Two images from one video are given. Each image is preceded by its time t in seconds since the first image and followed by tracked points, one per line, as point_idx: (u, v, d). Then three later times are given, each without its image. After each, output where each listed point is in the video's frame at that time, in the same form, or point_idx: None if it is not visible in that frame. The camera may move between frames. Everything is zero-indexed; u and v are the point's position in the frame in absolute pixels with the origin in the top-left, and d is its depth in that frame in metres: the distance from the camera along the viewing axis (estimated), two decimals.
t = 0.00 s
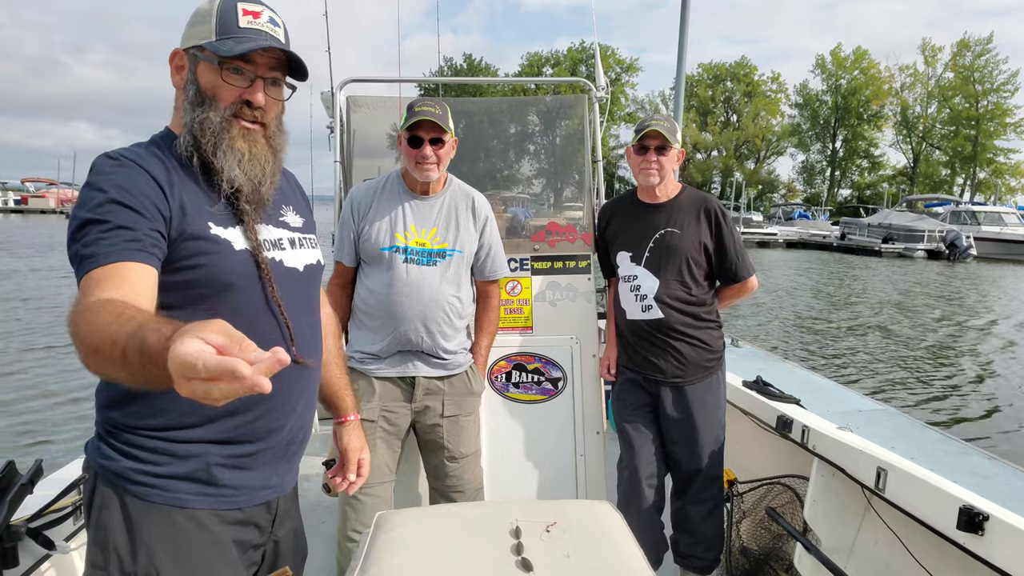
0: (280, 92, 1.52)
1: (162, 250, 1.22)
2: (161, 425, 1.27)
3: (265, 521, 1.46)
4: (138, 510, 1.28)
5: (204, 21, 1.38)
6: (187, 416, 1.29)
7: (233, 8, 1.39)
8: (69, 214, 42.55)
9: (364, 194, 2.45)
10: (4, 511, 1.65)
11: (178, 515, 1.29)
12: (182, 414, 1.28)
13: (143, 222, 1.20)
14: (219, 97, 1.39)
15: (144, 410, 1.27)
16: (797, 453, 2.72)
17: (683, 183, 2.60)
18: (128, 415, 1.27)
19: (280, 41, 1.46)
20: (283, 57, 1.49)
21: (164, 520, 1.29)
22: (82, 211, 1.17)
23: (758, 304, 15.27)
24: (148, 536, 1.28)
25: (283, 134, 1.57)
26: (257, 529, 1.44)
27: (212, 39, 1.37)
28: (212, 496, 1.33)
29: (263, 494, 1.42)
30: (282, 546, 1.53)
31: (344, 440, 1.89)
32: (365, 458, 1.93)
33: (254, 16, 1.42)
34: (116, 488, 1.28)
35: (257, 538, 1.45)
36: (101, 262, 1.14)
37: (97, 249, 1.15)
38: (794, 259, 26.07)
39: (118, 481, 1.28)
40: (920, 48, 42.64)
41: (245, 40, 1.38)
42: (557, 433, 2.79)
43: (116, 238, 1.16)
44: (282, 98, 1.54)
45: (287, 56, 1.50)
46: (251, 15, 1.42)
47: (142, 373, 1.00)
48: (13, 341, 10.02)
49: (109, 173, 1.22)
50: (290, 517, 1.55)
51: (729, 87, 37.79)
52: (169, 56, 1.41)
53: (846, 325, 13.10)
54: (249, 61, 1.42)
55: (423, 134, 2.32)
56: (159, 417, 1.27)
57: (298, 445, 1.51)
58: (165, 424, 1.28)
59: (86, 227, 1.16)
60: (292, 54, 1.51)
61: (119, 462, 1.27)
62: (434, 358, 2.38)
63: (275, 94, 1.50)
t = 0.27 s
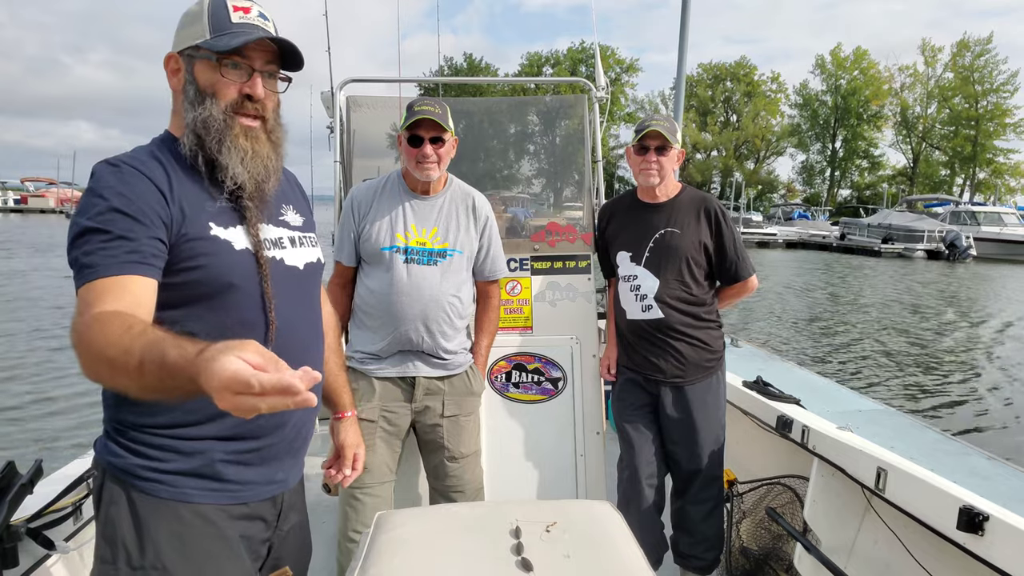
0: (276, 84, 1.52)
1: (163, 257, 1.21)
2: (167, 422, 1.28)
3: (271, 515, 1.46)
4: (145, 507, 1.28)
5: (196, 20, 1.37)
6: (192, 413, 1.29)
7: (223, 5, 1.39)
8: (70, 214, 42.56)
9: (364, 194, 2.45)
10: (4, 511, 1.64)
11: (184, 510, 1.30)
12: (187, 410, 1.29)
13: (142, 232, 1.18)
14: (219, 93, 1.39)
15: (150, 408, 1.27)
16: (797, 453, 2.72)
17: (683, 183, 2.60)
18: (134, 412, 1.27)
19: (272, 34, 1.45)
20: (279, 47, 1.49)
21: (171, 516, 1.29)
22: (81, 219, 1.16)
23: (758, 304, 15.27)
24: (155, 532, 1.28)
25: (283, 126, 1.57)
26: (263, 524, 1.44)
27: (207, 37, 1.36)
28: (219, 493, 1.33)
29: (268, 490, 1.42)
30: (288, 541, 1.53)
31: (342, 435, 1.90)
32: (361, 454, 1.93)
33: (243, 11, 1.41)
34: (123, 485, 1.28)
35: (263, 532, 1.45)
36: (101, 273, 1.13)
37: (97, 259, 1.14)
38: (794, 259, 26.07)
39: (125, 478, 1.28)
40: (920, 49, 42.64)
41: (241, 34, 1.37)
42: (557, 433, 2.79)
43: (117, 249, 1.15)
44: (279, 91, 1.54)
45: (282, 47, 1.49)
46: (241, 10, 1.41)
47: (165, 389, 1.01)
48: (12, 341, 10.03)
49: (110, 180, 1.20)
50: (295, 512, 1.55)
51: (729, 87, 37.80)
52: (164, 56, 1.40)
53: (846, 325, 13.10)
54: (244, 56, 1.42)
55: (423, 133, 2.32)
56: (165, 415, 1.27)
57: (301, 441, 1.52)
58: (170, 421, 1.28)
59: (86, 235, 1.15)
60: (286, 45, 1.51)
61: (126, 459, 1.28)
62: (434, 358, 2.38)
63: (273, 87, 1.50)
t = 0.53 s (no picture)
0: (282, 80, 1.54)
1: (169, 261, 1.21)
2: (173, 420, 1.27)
3: (277, 512, 1.46)
4: (153, 505, 1.28)
5: (208, 16, 1.37)
6: (198, 410, 1.29)
7: (235, 4, 1.40)
8: (70, 214, 42.59)
9: (365, 194, 2.45)
10: (4, 511, 1.64)
11: (192, 508, 1.30)
12: (193, 408, 1.28)
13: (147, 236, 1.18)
14: (232, 84, 1.38)
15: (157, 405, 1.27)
16: (797, 453, 2.72)
17: (683, 183, 2.60)
18: (141, 410, 1.27)
19: (282, 28, 1.47)
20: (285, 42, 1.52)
21: (179, 514, 1.29)
22: (85, 227, 1.16)
23: (758, 304, 15.27)
24: (164, 530, 1.28)
25: (285, 123, 1.58)
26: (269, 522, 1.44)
27: (221, 30, 1.36)
28: (228, 489, 1.33)
29: (275, 487, 1.42)
30: (292, 537, 1.53)
31: (351, 428, 1.91)
32: (372, 445, 1.94)
33: (254, 11, 1.44)
34: (131, 483, 1.28)
35: (269, 530, 1.45)
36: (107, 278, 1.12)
37: (102, 266, 1.13)
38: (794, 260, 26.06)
39: (132, 476, 1.28)
40: (921, 49, 42.60)
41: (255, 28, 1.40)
42: (557, 433, 2.79)
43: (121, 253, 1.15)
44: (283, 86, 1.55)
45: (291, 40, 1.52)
46: (252, 10, 1.44)
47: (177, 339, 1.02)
48: (13, 341, 10.05)
49: (112, 185, 1.20)
50: (300, 508, 1.55)
51: (730, 88, 37.80)
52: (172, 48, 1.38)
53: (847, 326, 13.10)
54: (256, 49, 1.43)
55: (423, 133, 2.32)
56: (173, 412, 1.27)
57: (307, 438, 1.51)
58: (177, 419, 1.27)
59: (90, 243, 1.15)
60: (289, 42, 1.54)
61: (133, 457, 1.28)
62: (434, 358, 2.38)
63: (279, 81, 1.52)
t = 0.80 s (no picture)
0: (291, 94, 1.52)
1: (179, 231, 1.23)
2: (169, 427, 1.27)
3: (274, 516, 1.46)
4: (150, 508, 1.28)
5: (220, 22, 1.36)
6: (195, 415, 1.28)
7: (246, 11, 1.39)
8: (70, 213, 42.59)
9: (364, 194, 2.45)
10: (4, 511, 1.64)
11: (188, 512, 1.30)
12: (190, 412, 1.28)
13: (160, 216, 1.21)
14: (236, 98, 1.37)
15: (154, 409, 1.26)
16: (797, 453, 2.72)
17: (683, 183, 2.60)
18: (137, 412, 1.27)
19: (292, 46, 1.45)
20: (296, 59, 1.50)
21: (176, 518, 1.29)
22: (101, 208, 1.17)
23: (758, 304, 15.27)
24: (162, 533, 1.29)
25: (289, 135, 1.55)
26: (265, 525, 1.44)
27: (233, 43, 1.35)
28: (227, 492, 1.34)
29: (272, 490, 1.43)
30: (289, 541, 1.53)
31: (373, 423, 1.83)
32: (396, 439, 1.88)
33: (267, 21, 1.42)
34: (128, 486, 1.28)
35: (265, 533, 1.45)
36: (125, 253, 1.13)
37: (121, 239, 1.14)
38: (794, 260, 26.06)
39: (129, 479, 1.28)
40: (922, 50, 42.60)
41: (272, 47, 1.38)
42: (557, 433, 2.79)
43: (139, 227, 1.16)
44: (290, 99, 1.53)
45: (299, 58, 1.50)
46: (264, 18, 1.42)
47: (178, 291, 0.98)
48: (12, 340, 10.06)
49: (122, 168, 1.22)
50: (297, 511, 1.55)
51: (730, 88, 37.80)
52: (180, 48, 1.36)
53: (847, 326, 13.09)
54: (265, 65, 1.40)
55: (423, 133, 2.32)
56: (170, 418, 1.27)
57: (304, 440, 1.51)
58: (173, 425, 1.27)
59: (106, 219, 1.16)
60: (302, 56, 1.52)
61: (129, 461, 1.28)
62: (434, 358, 2.38)
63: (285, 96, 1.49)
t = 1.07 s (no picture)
0: (268, 68, 1.47)
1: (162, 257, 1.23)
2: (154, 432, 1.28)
3: (260, 528, 1.45)
4: (132, 512, 1.28)
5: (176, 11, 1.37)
6: (181, 420, 1.29)
7: None
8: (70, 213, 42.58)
9: (364, 194, 2.44)
10: (4, 510, 1.64)
11: (170, 517, 1.30)
12: (178, 417, 1.28)
13: (142, 230, 1.20)
14: (199, 84, 1.38)
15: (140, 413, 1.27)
16: (797, 453, 2.72)
17: (683, 182, 2.60)
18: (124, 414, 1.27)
19: (247, 15, 1.40)
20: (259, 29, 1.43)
21: (158, 523, 1.29)
22: (85, 220, 1.17)
23: (758, 304, 15.26)
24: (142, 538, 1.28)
25: (276, 116, 1.53)
26: (251, 535, 1.43)
27: (183, 28, 1.35)
28: (209, 500, 1.33)
29: (259, 501, 1.42)
30: (278, 553, 1.52)
31: (348, 449, 1.85)
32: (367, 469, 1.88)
33: None
34: (111, 488, 1.28)
35: (251, 543, 1.44)
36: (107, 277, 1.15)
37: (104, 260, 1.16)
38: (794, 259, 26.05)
39: (112, 481, 1.28)
40: (922, 50, 42.59)
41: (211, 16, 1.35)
42: (557, 433, 2.79)
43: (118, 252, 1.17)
44: (271, 76, 1.48)
45: (260, 30, 1.43)
46: None
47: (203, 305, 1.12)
48: (12, 339, 10.07)
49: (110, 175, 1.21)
50: (287, 522, 1.54)
51: (730, 87, 37.79)
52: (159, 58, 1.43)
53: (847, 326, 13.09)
54: (218, 42, 1.38)
55: (422, 133, 2.31)
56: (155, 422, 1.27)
57: (296, 451, 1.50)
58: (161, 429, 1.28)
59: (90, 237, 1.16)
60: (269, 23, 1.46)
61: (113, 464, 1.28)
62: (433, 358, 2.37)
63: (259, 72, 1.45)
